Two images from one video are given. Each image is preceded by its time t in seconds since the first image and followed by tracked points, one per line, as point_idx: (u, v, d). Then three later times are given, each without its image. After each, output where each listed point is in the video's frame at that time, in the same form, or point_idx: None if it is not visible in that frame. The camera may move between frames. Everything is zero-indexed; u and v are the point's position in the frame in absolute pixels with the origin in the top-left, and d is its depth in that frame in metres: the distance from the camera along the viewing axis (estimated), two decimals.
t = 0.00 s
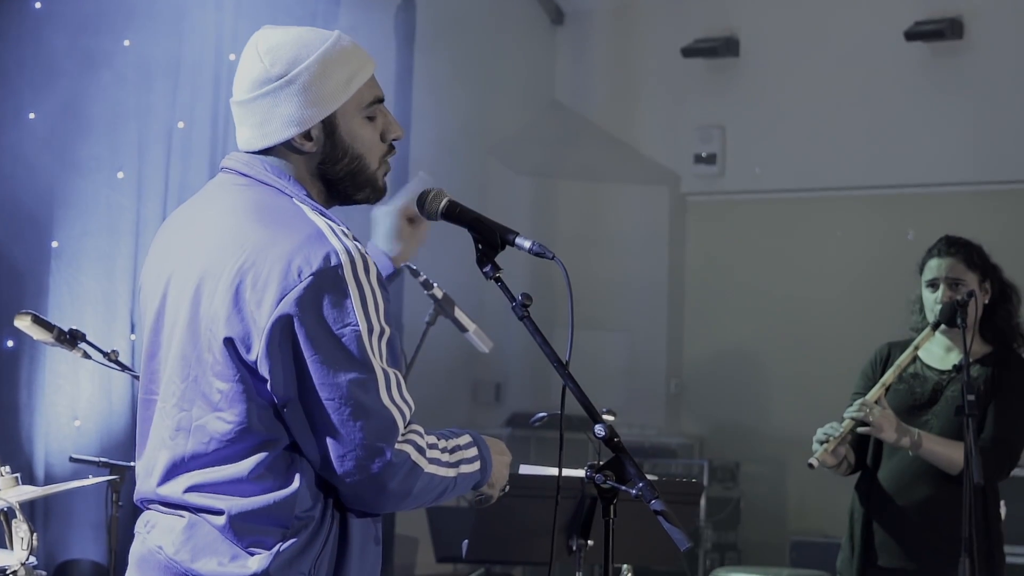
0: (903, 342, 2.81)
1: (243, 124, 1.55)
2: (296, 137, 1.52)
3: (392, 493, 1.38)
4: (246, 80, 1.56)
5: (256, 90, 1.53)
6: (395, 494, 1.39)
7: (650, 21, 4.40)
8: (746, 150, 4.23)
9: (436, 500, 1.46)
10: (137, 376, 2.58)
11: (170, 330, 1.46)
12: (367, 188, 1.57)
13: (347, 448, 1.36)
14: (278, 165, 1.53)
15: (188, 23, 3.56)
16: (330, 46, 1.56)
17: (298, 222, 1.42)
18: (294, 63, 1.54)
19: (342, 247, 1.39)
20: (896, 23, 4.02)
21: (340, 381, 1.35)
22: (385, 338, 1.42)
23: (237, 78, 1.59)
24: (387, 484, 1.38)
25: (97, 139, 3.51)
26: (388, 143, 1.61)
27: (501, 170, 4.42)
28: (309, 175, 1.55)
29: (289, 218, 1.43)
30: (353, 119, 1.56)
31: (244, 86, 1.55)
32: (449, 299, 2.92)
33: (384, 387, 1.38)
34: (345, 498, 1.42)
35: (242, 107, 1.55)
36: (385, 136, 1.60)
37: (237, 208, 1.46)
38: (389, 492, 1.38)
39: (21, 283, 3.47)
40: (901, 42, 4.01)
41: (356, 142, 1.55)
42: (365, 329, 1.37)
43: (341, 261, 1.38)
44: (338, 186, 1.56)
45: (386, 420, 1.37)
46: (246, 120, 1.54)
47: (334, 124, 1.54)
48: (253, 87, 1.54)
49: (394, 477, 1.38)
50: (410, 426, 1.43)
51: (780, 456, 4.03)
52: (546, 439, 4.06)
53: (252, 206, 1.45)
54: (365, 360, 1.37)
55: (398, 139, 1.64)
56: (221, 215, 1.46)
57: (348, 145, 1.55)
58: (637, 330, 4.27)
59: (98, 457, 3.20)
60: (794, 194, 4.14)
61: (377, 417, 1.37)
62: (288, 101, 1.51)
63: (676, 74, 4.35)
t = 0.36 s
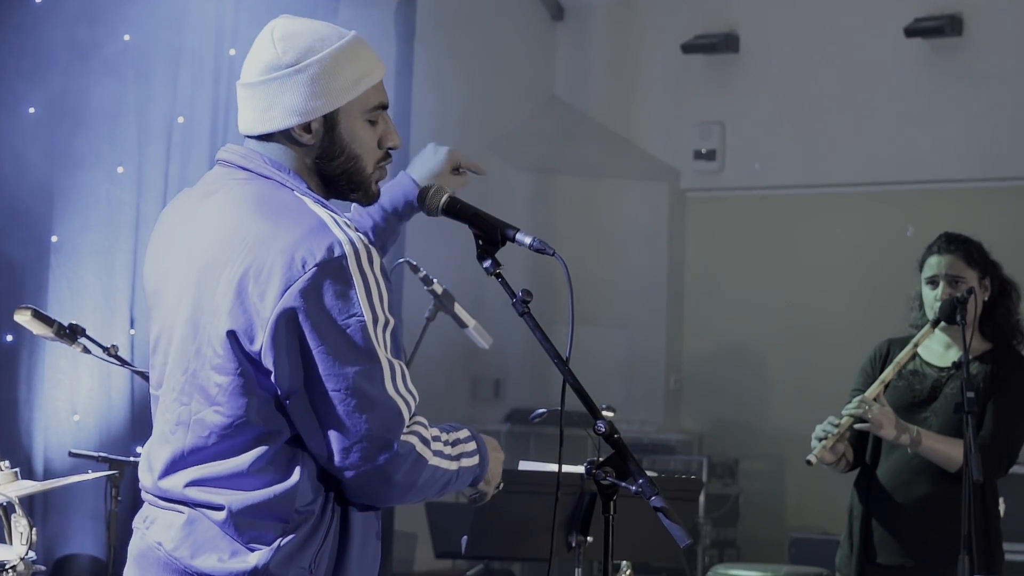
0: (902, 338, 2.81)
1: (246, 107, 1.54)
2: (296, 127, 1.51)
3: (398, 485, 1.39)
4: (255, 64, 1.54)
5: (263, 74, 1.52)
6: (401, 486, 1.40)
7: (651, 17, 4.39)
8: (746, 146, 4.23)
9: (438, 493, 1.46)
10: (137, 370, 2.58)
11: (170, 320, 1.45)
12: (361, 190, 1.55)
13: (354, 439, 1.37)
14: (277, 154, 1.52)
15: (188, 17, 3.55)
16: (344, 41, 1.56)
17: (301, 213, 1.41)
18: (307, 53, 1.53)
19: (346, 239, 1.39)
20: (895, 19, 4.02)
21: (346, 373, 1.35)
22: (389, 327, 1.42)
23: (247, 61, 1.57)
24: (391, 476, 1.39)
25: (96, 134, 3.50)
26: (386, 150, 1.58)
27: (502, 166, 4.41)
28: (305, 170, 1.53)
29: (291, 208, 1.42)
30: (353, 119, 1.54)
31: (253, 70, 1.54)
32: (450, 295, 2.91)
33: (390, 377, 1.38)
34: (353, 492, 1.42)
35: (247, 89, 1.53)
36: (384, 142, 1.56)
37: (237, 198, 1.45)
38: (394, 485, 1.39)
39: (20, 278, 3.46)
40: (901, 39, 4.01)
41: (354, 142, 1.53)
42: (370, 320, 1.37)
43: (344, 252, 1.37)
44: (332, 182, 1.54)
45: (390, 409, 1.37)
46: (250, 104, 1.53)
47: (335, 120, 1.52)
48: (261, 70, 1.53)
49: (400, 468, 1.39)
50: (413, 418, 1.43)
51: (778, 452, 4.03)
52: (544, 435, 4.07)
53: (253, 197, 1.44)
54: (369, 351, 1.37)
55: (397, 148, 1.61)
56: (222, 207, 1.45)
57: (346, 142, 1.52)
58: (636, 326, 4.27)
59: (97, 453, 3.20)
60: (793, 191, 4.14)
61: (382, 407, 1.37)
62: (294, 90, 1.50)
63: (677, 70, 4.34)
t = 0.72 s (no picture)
0: (902, 337, 2.81)
1: (256, 112, 1.46)
2: (310, 130, 1.43)
3: (383, 492, 1.30)
4: (262, 69, 1.47)
5: (272, 80, 1.45)
6: (386, 493, 1.30)
7: (651, 15, 4.40)
8: (746, 144, 4.22)
9: (424, 507, 1.35)
10: (138, 367, 2.57)
11: (173, 321, 1.39)
12: (375, 187, 1.47)
13: (341, 442, 1.27)
14: (289, 157, 1.44)
15: (189, 15, 3.56)
16: (351, 40, 1.47)
17: (305, 210, 1.34)
18: (315, 55, 1.45)
19: (350, 238, 1.31)
20: (896, 18, 4.02)
21: (340, 375, 1.27)
22: (389, 331, 1.33)
23: (254, 64, 1.50)
24: (377, 484, 1.29)
25: (97, 131, 3.50)
26: (400, 143, 1.50)
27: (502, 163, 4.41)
28: (318, 171, 1.45)
29: (296, 206, 1.34)
30: (367, 116, 1.46)
31: (260, 74, 1.47)
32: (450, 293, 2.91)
33: (387, 383, 1.29)
34: (336, 499, 1.32)
35: (257, 95, 1.46)
36: (397, 136, 1.49)
37: (245, 193, 1.38)
38: (380, 492, 1.30)
39: (21, 275, 3.46)
40: (902, 37, 4.01)
41: (368, 140, 1.45)
42: (368, 322, 1.29)
43: (347, 252, 1.30)
44: (346, 181, 1.46)
45: (382, 412, 1.28)
46: (260, 110, 1.45)
47: (348, 120, 1.44)
48: (270, 76, 1.45)
49: (386, 476, 1.29)
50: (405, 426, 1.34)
51: (779, 451, 4.03)
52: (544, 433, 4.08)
53: (259, 192, 1.37)
54: (367, 355, 1.28)
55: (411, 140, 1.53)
56: (229, 202, 1.39)
57: (360, 141, 1.44)
58: (636, 325, 4.28)
59: (98, 450, 3.20)
60: (794, 189, 4.14)
61: (377, 411, 1.28)
62: (304, 94, 1.42)
63: (677, 68, 4.34)
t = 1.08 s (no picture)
0: (904, 337, 2.81)
1: (264, 116, 1.46)
2: (316, 138, 1.42)
3: (387, 501, 1.30)
4: (272, 72, 1.46)
5: (281, 87, 1.44)
6: (388, 501, 1.30)
7: (652, 15, 4.40)
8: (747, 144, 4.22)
9: (423, 517, 1.36)
10: (139, 367, 2.57)
11: (176, 325, 1.38)
12: (380, 194, 1.47)
13: (348, 449, 1.27)
14: (295, 161, 1.44)
15: (190, 15, 3.56)
16: (362, 49, 1.47)
17: (312, 216, 1.34)
18: (325, 64, 1.44)
19: (358, 246, 1.31)
20: (898, 18, 4.02)
21: (347, 383, 1.27)
22: (394, 339, 1.34)
23: (264, 67, 1.50)
24: (381, 493, 1.29)
25: (98, 132, 3.51)
26: (406, 149, 1.50)
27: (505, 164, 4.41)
28: (325, 177, 1.45)
29: (303, 212, 1.34)
30: (374, 124, 1.45)
31: (269, 79, 1.46)
32: (451, 292, 2.91)
33: (392, 391, 1.29)
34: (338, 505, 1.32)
35: (266, 100, 1.45)
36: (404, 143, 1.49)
37: (251, 197, 1.38)
38: (382, 500, 1.30)
39: (22, 275, 3.47)
40: (904, 37, 4.00)
41: (375, 148, 1.45)
42: (375, 330, 1.29)
43: (355, 260, 1.30)
44: (352, 188, 1.47)
45: (388, 420, 1.28)
46: (268, 115, 1.45)
47: (355, 129, 1.44)
48: (279, 82, 1.44)
49: (390, 484, 1.29)
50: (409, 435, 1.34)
51: (781, 450, 4.03)
52: (546, 433, 4.09)
53: (265, 197, 1.37)
54: (374, 363, 1.28)
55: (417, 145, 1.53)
56: (234, 206, 1.38)
57: (367, 149, 1.45)
58: (637, 325, 4.28)
59: (100, 450, 3.20)
60: (796, 188, 4.14)
61: (383, 419, 1.28)
62: (311, 102, 1.41)
63: (678, 68, 4.34)
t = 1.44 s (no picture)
0: (906, 336, 2.81)
1: (264, 116, 1.46)
2: (317, 138, 1.42)
3: (387, 503, 1.30)
4: (271, 73, 1.46)
5: (281, 87, 1.44)
6: (389, 503, 1.30)
7: (654, 16, 4.40)
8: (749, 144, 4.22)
9: (422, 520, 1.36)
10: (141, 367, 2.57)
11: (180, 326, 1.38)
12: (383, 191, 1.48)
13: (351, 451, 1.27)
14: (299, 161, 1.44)
15: (192, 16, 3.56)
16: (360, 48, 1.46)
17: (316, 218, 1.33)
18: (324, 64, 1.43)
19: (361, 248, 1.31)
20: (900, 18, 4.01)
21: (349, 385, 1.26)
22: (398, 341, 1.33)
23: (263, 67, 1.49)
24: (382, 494, 1.29)
25: (100, 132, 3.51)
26: (407, 145, 1.50)
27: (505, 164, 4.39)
28: (327, 176, 1.45)
29: (306, 213, 1.34)
30: (375, 123, 1.45)
31: (268, 80, 1.46)
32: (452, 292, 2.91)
33: (395, 393, 1.29)
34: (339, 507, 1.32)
35: (266, 100, 1.45)
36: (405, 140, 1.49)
37: (254, 199, 1.38)
38: (383, 502, 1.30)
39: (24, 275, 3.47)
40: (905, 37, 4.00)
41: (376, 146, 1.45)
42: (379, 332, 1.28)
43: (358, 262, 1.29)
44: (354, 185, 1.47)
45: (391, 422, 1.28)
46: (268, 115, 1.45)
47: (356, 127, 1.44)
48: (278, 82, 1.44)
49: (391, 485, 1.29)
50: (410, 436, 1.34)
51: (783, 451, 4.02)
52: (547, 433, 4.09)
53: (269, 198, 1.37)
54: (376, 365, 1.28)
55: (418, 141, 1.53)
56: (238, 208, 1.38)
57: (369, 146, 1.45)
58: (639, 325, 4.28)
59: (102, 449, 3.20)
60: (797, 189, 4.14)
61: (385, 421, 1.27)
62: (310, 103, 1.41)
63: (679, 68, 4.34)
